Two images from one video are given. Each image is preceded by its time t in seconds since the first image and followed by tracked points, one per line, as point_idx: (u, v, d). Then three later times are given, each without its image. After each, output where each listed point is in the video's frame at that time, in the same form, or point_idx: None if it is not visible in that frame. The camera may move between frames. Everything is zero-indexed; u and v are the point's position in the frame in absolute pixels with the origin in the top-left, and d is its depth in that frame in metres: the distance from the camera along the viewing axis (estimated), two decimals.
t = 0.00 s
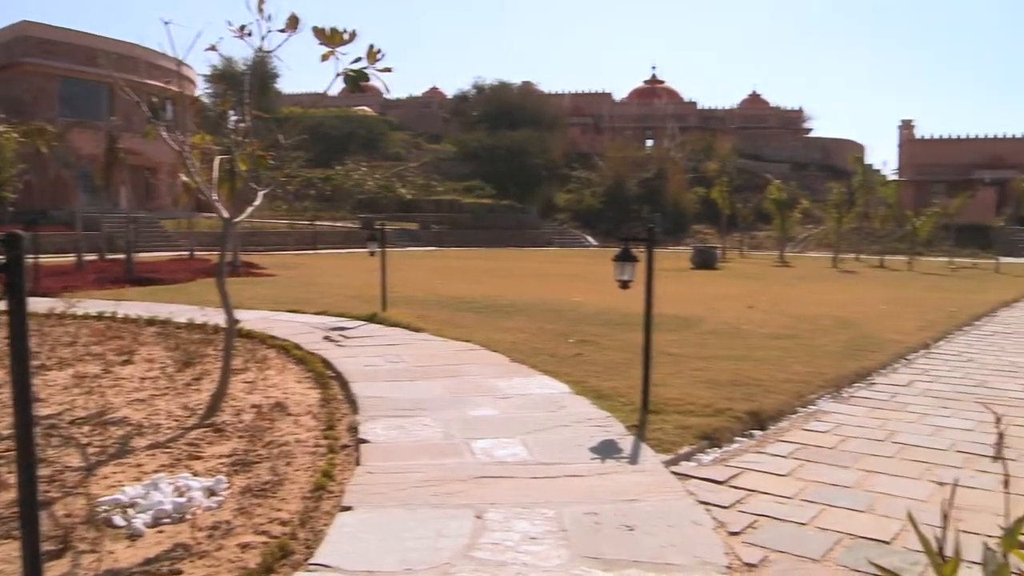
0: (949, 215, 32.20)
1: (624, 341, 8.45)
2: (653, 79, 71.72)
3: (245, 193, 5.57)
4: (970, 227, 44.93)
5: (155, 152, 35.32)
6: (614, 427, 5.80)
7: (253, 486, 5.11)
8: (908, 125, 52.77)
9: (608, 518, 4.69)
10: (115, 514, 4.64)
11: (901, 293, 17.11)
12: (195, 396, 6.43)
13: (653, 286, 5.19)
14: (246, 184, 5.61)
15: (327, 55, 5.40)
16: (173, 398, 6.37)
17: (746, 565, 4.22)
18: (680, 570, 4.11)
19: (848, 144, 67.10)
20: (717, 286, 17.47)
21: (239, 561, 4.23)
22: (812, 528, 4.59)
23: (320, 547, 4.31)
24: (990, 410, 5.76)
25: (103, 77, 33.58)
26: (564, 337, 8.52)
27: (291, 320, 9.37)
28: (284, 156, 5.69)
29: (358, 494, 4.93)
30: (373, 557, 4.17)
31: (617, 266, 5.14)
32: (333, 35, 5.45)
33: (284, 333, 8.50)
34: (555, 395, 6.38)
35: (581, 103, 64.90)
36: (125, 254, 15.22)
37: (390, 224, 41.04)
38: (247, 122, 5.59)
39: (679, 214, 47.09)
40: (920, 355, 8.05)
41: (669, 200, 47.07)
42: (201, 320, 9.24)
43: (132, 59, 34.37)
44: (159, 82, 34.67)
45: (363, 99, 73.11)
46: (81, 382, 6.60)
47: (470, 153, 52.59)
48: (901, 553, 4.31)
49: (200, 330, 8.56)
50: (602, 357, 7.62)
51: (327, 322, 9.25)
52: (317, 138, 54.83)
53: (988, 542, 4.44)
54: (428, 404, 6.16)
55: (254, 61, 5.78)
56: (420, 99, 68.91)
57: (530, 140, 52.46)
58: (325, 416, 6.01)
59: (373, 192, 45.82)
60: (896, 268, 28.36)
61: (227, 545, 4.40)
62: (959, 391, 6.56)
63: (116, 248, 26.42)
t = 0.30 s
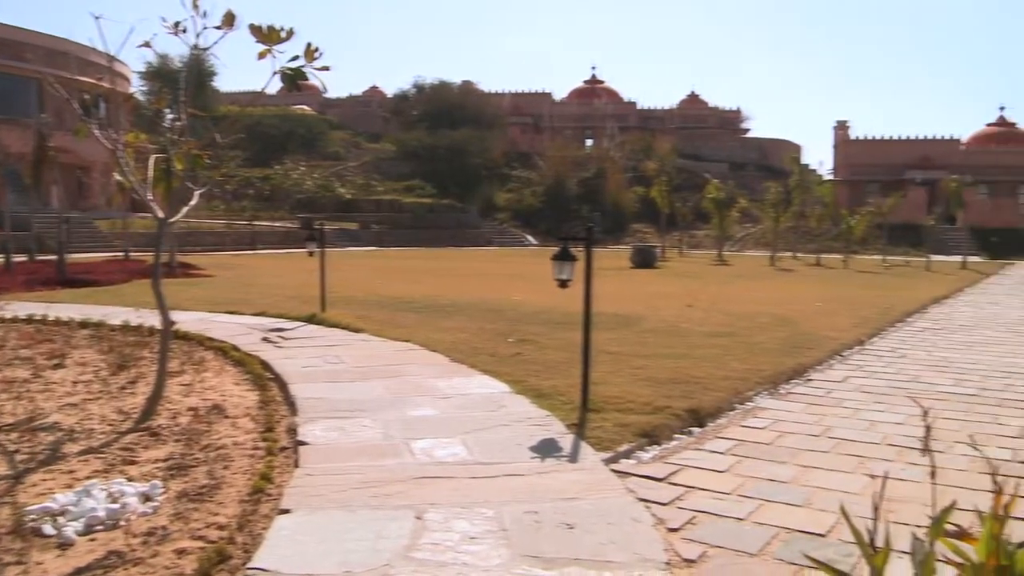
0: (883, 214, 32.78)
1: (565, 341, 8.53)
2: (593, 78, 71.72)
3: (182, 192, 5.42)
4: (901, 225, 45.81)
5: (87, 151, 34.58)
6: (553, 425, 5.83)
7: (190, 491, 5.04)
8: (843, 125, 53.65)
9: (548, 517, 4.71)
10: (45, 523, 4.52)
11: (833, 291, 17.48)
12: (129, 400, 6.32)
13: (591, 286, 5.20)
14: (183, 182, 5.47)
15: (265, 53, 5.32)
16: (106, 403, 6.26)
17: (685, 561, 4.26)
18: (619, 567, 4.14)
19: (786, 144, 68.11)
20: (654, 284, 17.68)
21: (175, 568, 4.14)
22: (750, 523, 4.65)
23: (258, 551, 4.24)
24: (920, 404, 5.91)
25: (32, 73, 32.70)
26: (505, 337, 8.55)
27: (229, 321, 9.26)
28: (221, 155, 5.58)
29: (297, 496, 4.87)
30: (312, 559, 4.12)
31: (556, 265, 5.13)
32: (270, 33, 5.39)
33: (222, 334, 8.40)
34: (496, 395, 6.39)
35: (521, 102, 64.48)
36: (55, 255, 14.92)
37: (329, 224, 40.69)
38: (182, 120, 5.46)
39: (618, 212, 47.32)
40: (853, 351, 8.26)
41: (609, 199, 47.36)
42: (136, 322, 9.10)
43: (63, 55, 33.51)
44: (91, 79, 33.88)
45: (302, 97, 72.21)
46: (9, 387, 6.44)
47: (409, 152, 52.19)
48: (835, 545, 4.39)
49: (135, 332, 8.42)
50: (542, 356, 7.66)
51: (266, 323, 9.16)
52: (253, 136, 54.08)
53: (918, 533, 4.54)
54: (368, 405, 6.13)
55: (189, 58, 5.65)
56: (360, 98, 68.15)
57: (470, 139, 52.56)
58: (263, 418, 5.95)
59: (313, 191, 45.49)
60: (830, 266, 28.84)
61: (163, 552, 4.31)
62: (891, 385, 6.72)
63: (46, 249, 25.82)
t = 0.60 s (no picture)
0: (820, 214, 33.31)
1: (507, 340, 8.57)
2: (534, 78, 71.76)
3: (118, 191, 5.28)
4: (838, 224, 46.51)
5: (19, 150, 33.78)
6: (496, 425, 5.83)
7: (126, 496, 4.94)
8: (782, 125, 54.31)
9: (490, 516, 4.70)
10: None
11: (771, 289, 17.79)
12: (63, 405, 6.20)
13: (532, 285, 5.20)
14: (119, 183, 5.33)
15: (201, 51, 5.24)
16: (39, 408, 6.14)
17: (627, 558, 4.28)
18: (562, 565, 4.15)
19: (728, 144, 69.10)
20: (594, 284, 17.83)
21: None
22: (692, 520, 4.68)
23: (197, 556, 4.16)
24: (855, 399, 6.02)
25: None
26: (446, 337, 8.57)
27: (167, 323, 9.12)
28: (158, 153, 5.45)
29: (237, 499, 4.79)
30: (250, 564, 4.05)
31: (497, 265, 5.11)
32: (207, 30, 5.31)
33: (160, 336, 8.27)
34: (438, 395, 6.39)
35: (463, 102, 64.16)
36: None
37: (270, 224, 40.23)
38: (117, 118, 5.33)
39: (560, 211, 47.55)
40: (792, 347, 8.43)
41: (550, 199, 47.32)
42: (70, 325, 8.92)
43: None
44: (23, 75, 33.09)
45: (241, 95, 71.21)
46: None
47: (351, 150, 52.45)
48: (775, 540, 4.45)
49: (69, 335, 8.25)
50: (484, 356, 7.69)
51: (205, 324, 9.05)
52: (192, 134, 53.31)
53: (854, 525, 4.62)
54: (309, 406, 6.08)
55: (125, 55, 5.53)
56: (301, 98, 67.71)
57: (412, 139, 52.68)
58: (203, 420, 5.87)
59: (254, 190, 45.05)
60: (769, 265, 29.26)
61: (97, 560, 4.21)
62: (828, 381, 6.85)
63: None
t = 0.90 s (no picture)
0: (761, 214, 33.86)
1: (452, 340, 8.61)
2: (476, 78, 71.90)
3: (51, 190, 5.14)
4: (779, 222, 47.31)
5: None
6: (439, 425, 5.82)
7: (60, 504, 4.81)
8: (723, 125, 55.04)
9: (434, 517, 4.68)
10: None
11: (710, 287, 18.11)
12: None
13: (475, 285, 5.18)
14: (52, 181, 5.19)
15: (139, 47, 5.15)
16: None
17: (570, 556, 4.28)
18: (505, 565, 4.15)
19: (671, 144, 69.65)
20: (538, 283, 17.95)
21: None
22: (634, 517, 4.70)
23: (134, 563, 4.07)
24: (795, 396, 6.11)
25: None
26: (389, 338, 8.60)
27: (104, 325, 8.99)
28: (93, 152, 5.33)
29: (176, 504, 4.70)
30: (188, 570, 3.97)
31: (439, 264, 5.10)
32: (145, 27, 5.23)
33: (96, 339, 8.15)
34: (381, 395, 6.37)
35: (406, 102, 64.39)
36: None
37: (209, 224, 39.72)
38: (49, 115, 5.20)
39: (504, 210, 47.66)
40: (733, 345, 8.60)
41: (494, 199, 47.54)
42: (4, 329, 8.73)
43: None
44: None
45: (180, 94, 70.30)
46: None
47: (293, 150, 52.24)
48: (717, 536, 4.48)
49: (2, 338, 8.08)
50: (426, 356, 7.72)
51: (144, 326, 8.95)
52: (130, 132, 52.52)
53: (793, 520, 4.67)
54: (251, 408, 6.03)
55: (60, 51, 5.41)
56: (242, 96, 67.26)
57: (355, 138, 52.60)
58: (141, 424, 5.79)
59: (193, 189, 44.55)
60: (711, 264, 29.72)
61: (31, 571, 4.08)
62: (768, 378, 6.98)
63: None
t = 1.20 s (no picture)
0: (703, 212, 34.41)
1: (395, 341, 8.66)
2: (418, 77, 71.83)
3: None
4: (721, 221, 48.00)
5: None
6: (382, 426, 5.80)
7: None
8: (666, 125, 55.62)
9: (376, 518, 4.63)
10: None
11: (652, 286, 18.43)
12: None
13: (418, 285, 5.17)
14: None
15: (73, 42, 5.03)
16: None
17: (514, 556, 4.27)
18: (449, 565, 4.12)
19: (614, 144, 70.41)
20: (482, 283, 18.08)
21: None
22: (577, 515, 4.70)
23: (69, 571, 3.94)
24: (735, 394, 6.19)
25: None
26: (332, 339, 8.65)
27: (38, 328, 8.84)
28: (25, 149, 5.16)
29: (113, 510, 4.59)
30: None
31: (382, 264, 5.08)
32: (78, 21, 5.11)
33: (30, 342, 8.01)
34: (323, 396, 6.36)
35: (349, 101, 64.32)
36: None
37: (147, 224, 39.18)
38: None
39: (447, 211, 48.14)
40: (674, 344, 8.76)
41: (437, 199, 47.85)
42: None
43: None
44: None
45: (119, 91, 69.12)
46: None
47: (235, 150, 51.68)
48: (659, 533, 4.51)
49: None
50: (368, 356, 7.76)
51: (79, 329, 8.83)
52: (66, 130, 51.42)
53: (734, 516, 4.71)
54: (190, 411, 5.96)
55: None
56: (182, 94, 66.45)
57: (297, 137, 52.24)
58: (77, 429, 5.70)
59: (130, 188, 43.81)
60: (656, 263, 30.15)
61: None
62: (709, 375, 7.10)
63: None
